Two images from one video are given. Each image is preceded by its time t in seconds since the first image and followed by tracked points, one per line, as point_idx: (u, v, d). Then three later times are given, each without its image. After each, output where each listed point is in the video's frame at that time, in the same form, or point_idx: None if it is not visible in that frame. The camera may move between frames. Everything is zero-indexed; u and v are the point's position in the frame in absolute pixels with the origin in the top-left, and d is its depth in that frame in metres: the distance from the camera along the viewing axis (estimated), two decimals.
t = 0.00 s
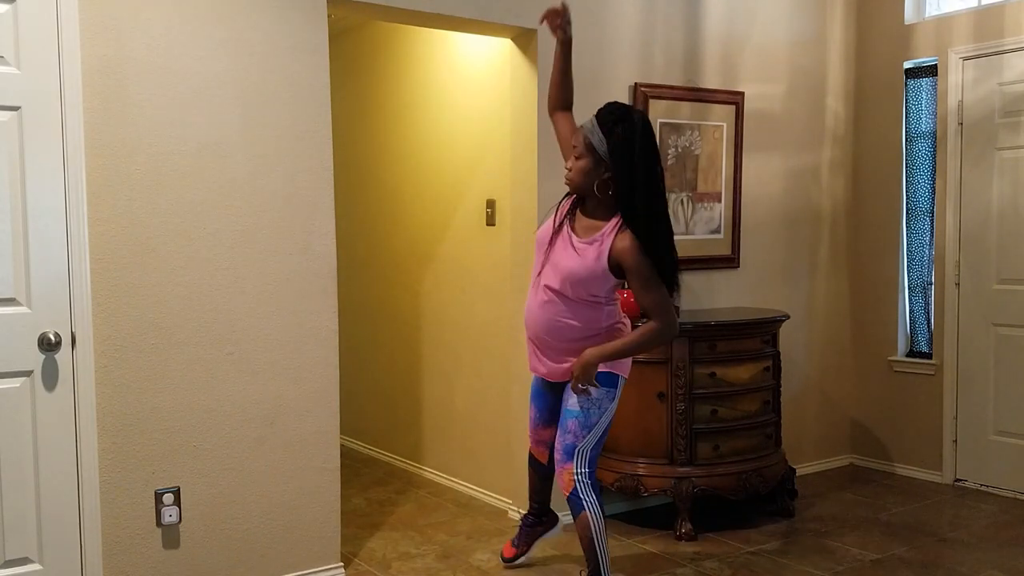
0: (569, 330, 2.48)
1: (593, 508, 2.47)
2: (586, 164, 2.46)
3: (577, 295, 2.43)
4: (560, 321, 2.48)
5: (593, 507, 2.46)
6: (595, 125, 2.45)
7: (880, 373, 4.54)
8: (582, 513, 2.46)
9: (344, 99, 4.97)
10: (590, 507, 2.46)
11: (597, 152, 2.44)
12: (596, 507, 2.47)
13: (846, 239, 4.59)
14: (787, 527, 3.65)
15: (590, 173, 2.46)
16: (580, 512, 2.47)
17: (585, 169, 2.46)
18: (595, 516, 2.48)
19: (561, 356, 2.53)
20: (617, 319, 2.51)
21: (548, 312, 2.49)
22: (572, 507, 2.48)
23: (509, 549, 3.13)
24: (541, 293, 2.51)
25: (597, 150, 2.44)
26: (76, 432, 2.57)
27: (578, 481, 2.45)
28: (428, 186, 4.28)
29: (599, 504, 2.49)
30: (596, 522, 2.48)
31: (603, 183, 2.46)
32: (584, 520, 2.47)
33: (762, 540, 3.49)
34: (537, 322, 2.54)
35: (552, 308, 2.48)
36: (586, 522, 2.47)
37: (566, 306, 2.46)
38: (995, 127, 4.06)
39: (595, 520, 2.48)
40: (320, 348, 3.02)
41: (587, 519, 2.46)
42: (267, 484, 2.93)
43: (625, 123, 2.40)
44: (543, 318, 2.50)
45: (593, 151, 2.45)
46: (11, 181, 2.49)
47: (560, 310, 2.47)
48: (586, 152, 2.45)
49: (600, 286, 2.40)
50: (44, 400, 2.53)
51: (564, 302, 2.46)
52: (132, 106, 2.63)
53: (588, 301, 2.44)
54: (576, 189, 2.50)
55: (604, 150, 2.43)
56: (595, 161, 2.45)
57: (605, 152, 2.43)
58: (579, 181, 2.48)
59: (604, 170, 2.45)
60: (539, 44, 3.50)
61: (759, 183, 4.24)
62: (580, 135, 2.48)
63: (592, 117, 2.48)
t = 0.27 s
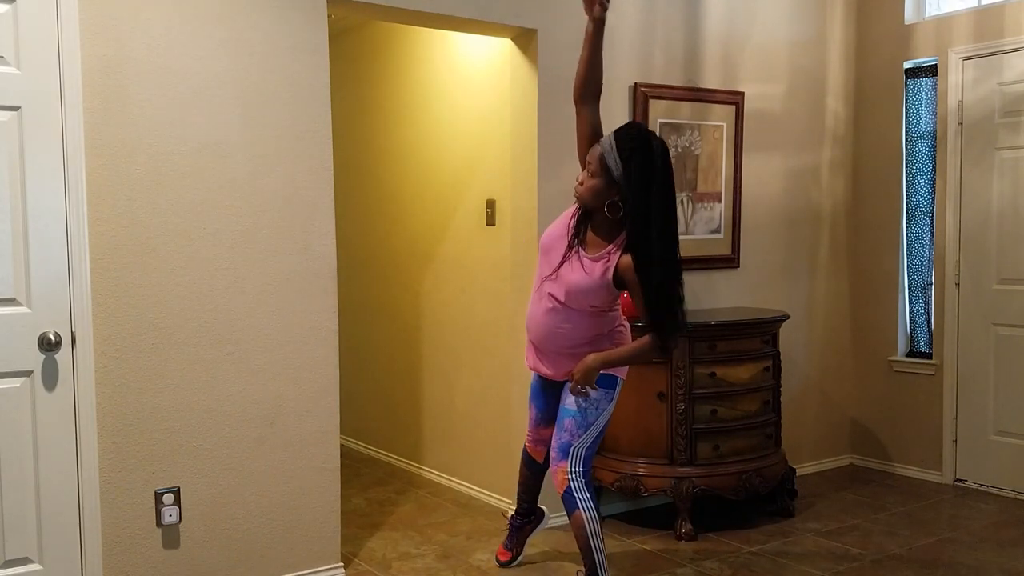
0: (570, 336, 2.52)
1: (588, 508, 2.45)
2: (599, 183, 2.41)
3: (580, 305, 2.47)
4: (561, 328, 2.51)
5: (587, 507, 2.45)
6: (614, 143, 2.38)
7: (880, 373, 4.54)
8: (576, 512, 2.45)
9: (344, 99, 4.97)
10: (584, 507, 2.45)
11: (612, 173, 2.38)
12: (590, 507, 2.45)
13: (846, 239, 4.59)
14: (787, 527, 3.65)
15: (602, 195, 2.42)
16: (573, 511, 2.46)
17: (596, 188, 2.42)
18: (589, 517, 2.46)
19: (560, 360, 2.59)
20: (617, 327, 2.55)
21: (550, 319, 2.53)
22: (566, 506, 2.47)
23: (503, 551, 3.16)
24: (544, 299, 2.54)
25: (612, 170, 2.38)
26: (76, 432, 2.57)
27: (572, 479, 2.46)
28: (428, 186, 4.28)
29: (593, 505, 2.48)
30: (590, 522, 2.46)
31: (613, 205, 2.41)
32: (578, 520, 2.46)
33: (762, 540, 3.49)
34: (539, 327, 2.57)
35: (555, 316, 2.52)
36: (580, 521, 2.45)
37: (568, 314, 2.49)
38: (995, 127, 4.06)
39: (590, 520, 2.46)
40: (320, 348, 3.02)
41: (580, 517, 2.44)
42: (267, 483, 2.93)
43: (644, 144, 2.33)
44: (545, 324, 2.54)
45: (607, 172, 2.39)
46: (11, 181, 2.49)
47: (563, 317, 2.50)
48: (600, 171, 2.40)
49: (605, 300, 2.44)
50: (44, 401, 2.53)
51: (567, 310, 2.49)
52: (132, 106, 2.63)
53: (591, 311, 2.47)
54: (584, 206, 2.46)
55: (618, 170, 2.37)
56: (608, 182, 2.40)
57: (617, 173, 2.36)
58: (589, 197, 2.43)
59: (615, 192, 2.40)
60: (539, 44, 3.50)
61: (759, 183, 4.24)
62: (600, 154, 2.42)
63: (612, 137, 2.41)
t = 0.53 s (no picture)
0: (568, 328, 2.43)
1: (598, 507, 2.40)
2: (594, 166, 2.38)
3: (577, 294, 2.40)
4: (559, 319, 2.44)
5: (597, 506, 2.40)
6: (611, 127, 2.35)
7: (880, 373, 4.54)
8: (586, 510, 2.40)
9: (345, 99, 4.96)
10: (594, 506, 2.40)
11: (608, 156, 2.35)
12: (600, 506, 2.41)
13: (846, 239, 4.59)
14: (787, 527, 3.65)
15: (597, 177, 2.40)
16: (583, 510, 2.41)
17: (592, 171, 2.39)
18: (599, 516, 2.41)
19: (558, 356, 2.49)
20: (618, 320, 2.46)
21: (548, 310, 2.45)
22: (576, 505, 2.41)
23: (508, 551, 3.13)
24: (542, 291, 2.48)
25: (608, 153, 2.35)
26: (76, 432, 2.57)
27: (583, 478, 2.40)
28: (428, 185, 4.28)
29: (603, 504, 2.43)
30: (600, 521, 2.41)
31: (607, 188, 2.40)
32: (587, 518, 2.41)
33: (762, 540, 3.49)
34: (537, 321, 2.50)
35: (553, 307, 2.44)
36: (590, 520, 2.40)
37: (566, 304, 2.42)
38: (995, 127, 4.06)
39: (599, 520, 2.41)
40: (320, 348, 3.02)
41: (590, 516, 2.40)
42: (267, 483, 2.93)
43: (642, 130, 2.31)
44: (542, 317, 2.47)
45: (603, 155, 2.36)
46: (11, 181, 2.49)
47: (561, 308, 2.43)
48: (596, 155, 2.37)
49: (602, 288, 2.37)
50: (44, 401, 2.53)
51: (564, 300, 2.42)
52: (132, 106, 2.63)
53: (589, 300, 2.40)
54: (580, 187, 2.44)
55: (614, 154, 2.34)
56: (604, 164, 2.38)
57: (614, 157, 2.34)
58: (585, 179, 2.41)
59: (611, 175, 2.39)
60: (539, 44, 3.50)
61: (759, 183, 4.24)
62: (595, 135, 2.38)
63: (610, 121, 2.37)
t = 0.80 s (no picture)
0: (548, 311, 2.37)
1: (598, 504, 2.38)
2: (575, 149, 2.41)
3: (556, 273, 2.36)
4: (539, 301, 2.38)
5: (597, 503, 2.38)
6: (587, 110, 2.39)
7: (880, 373, 4.54)
8: (587, 509, 2.38)
9: (345, 99, 4.97)
10: (594, 503, 2.38)
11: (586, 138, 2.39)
12: (600, 503, 2.38)
13: (846, 239, 4.59)
14: (787, 527, 3.65)
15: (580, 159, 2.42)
16: (584, 508, 2.39)
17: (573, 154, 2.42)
18: (599, 513, 2.39)
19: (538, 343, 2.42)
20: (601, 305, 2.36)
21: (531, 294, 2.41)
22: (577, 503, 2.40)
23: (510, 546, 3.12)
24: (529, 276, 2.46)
25: (586, 135, 2.39)
26: (76, 432, 2.57)
27: (580, 477, 2.37)
28: (428, 185, 4.29)
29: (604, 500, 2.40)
30: (601, 517, 2.39)
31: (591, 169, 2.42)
32: (589, 516, 2.39)
33: (762, 540, 3.49)
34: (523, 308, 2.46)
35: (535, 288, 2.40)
36: (590, 518, 2.39)
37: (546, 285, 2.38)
38: (995, 127, 4.06)
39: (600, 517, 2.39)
40: (320, 348, 3.03)
41: (591, 515, 2.38)
42: (267, 483, 2.93)
43: (616, 108, 2.35)
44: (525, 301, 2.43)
45: (583, 136, 2.40)
46: (11, 181, 2.49)
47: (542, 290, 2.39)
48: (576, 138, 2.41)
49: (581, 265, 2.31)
50: (44, 401, 2.53)
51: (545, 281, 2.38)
52: (132, 106, 2.63)
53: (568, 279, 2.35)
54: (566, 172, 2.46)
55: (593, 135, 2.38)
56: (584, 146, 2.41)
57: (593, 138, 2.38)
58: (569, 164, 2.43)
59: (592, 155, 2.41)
60: (539, 45, 3.50)
61: (759, 183, 4.24)
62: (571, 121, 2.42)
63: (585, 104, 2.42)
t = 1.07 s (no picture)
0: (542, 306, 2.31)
1: (583, 500, 2.21)
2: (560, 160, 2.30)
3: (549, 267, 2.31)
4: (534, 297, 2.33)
5: (582, 498, 2.21)
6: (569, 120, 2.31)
7: (879, 373, 4.54)
8: (571, 504, 2.21)
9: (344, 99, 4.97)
10: (579, 498, 2.21)
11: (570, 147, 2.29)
12: (586, 498, 2.21)
13: (846, 239, 4.59)
14: (787, 527, 3.65)
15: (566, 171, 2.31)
16: (569, 504, 2.22)
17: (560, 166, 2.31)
18: (584, 510, 2.21)
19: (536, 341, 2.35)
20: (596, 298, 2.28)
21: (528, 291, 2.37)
22: (562, 499, 2.23)
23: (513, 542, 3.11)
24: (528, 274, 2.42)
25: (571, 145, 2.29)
26: (76, 432, 2.57)
27: (563, 470, 2.21)
28: (428, 185, 4.29)
29: (591, 497, 2.22)
30: (588, 515, 2.21)
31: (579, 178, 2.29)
32: (575, 513, 2.22)
33: (762, 540, 3.49)
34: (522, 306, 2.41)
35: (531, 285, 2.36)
36: (575, 514, 2.22)
37: (540, 280, 2.33)
38: (996, 127, 4.06)
39: (586, 513, 2.21)
40: (321, 348, 3.03)
41: (575, 510, 2.21)
42: (267, 483, 2.93)
43: (596, 117, 2.30)
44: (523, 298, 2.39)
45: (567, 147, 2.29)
46: (11, 181, 2.48)
47: (536, 286, 2.34)
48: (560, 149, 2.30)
49: (569, 255, 2.26)
50: (44, 401, 2.53)
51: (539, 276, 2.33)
52: (132, 106, 2.63)
53: (559, 272, 2.29)
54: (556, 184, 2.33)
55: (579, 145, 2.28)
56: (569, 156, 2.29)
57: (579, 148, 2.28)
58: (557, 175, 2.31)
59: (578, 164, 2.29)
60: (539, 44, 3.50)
61: (759, 183, 4.24)
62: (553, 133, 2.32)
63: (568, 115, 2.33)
